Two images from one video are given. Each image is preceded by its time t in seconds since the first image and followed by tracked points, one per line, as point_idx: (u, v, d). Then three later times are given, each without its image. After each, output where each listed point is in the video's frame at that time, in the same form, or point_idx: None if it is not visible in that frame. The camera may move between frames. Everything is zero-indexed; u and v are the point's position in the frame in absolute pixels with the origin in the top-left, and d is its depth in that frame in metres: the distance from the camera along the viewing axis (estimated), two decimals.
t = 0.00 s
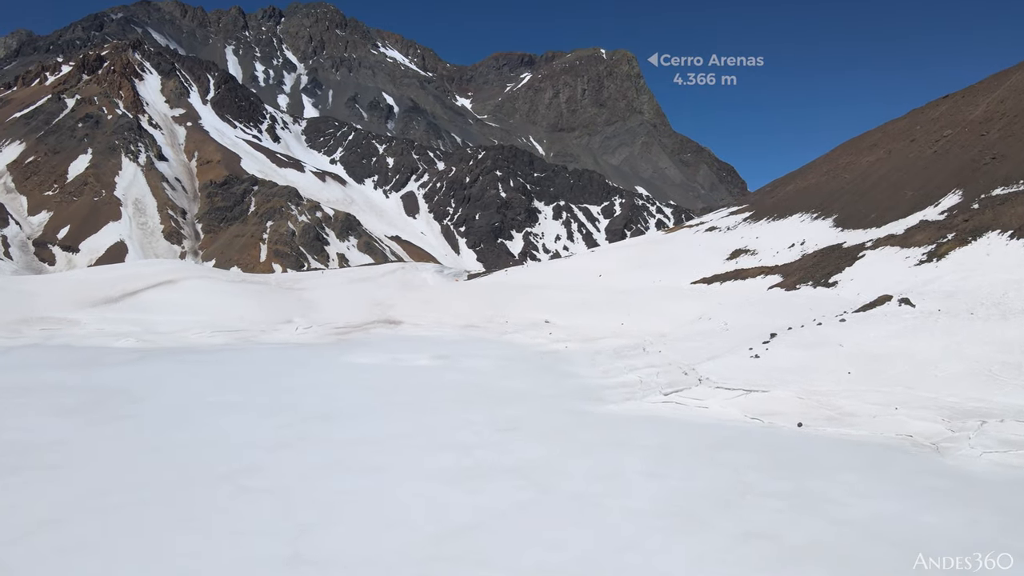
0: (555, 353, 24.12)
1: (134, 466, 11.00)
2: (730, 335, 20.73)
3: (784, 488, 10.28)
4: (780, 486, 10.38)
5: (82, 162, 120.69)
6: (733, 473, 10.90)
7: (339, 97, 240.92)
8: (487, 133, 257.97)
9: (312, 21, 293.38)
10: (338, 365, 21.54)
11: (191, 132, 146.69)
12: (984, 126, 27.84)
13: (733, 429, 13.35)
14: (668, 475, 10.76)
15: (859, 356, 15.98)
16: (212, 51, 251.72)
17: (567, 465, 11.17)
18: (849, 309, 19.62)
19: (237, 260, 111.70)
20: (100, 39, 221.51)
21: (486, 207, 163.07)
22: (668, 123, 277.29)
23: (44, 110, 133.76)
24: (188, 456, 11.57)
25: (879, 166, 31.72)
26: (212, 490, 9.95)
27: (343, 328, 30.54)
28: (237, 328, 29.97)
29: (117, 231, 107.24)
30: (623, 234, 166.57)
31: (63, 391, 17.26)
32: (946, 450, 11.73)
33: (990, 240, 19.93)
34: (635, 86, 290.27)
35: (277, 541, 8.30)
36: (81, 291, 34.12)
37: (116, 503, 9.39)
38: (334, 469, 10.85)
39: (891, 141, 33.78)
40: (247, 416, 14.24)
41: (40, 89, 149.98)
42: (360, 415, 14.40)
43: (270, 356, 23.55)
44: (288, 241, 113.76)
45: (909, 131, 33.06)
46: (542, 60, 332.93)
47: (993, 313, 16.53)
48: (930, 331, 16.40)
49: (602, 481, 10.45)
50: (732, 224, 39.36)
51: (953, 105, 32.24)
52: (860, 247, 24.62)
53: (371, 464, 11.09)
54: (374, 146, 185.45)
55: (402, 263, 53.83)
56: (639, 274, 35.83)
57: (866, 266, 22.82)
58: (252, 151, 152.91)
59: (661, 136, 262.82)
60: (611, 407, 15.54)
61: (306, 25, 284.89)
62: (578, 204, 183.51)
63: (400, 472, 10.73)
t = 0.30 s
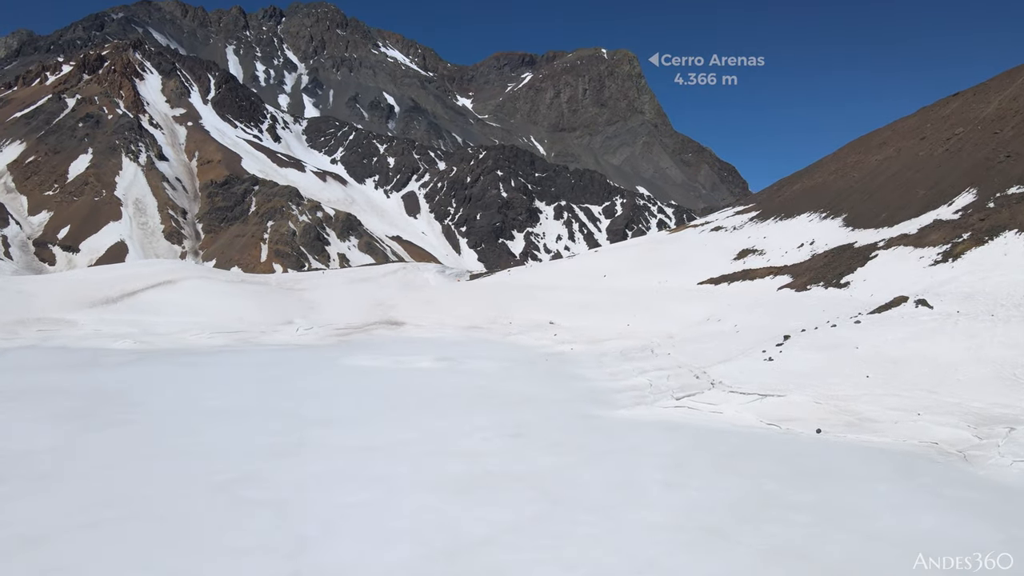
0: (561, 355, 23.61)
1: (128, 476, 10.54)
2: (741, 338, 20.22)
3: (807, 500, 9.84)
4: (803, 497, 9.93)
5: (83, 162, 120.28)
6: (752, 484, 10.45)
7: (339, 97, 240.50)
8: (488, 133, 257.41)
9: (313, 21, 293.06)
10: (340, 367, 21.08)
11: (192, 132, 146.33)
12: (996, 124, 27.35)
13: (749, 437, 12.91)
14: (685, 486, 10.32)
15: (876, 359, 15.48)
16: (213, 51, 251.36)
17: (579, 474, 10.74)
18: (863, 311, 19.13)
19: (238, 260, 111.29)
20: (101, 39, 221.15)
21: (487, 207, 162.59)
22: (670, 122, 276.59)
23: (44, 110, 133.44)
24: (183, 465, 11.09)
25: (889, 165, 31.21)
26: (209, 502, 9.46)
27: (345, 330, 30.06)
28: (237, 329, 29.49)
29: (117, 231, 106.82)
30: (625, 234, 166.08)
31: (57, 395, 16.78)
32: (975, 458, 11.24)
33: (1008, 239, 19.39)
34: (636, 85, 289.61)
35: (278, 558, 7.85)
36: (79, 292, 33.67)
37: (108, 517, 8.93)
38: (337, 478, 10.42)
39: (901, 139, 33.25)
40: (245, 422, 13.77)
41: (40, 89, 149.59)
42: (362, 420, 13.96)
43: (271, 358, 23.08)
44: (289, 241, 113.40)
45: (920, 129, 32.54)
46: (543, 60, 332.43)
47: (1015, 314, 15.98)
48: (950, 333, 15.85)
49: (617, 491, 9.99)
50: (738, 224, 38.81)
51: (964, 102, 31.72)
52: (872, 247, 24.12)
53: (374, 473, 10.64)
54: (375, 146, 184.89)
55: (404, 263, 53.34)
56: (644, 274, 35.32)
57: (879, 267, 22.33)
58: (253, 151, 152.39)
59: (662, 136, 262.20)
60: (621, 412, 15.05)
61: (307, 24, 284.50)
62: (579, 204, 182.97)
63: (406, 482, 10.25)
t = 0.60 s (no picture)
0: (568, 357, 23.08)
1: (119, 488, 10.01)
2: (754, 340, 19.68)
3: (838, 514, 9.31)
4: (834, 511, 9.39)
5: (83, 161, 119.88)
6: (777, 496, 9.94)
7: (340, 97, 240.10)
8: (490, 133, 256.78)
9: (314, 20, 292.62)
10: (343, 369, 20.60)
11: (193, 131, 145.99)
12: (1011, 121, 26.80)
13: (770, 445, 12.39)
14: (707, 498, 9.79)
15: (898, 363, 14.90)
16: (214, 50, 251.00)
17: (595, 485, 10.24)
18: (880, 312, 18.57)
19: (239, 260, 110.84)
20: (102, 39, 220.81)
21: (488, 207, 162.14)
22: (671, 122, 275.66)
23: (45, 110, 133.13)
24: (178, 475, 10.58)
25: (900, 163, 30.68)
26: (202, 516, 8.95)
27: (346, 331, 29.54)
28: (237, 331, 29.00)
29: (118, 231, 106.38)
30: (626, 235, 165.44)
31: (51, 398, 16.28)
32: (1005, 468, 10.72)
33: None
34: (637, 85, 289.00)
35: None
36: (77, 292, 33.21)
37: (96, 533, 8.41)
38: (340, 490, 9.91)
39: (912, 137, 32.68)
40: (244, 428, 13.28)
41: (41, 88, 149.26)
42: (366, 426, 13.46)
43: (271, 361, 22.50)
44: (290, 241, 112.93)
45: (931, 126, 32.00)
46: (544, 59, 331.67)
47: None
48: (974, 335, 15.23)
49: (636, 504, 9.47)
50: (745, 223, 38.23)
51: (976, 100, 31.20)
52: (886, 247, 23.55)
53: (379, 485, 10.12)
54: (376, 146, 184.28)
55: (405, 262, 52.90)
56: (650, 275, 34.81)
57: (893, 267, 21.78)
58: (253, 151, 151.90)
59: (664, 136, 261.38)
60: (634, 417, 14.54)
61: (308, 24, 284.04)
62: (580, 204, 182.25)
63: (412, 495, 9.72)
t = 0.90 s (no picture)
0: (575, 359, 22.60)
1: (113, 499, 9.57)
2: (767, 342, 19.17)
3: (868, 528, 8.78)
4: (864, 525, 8.90)
5: (84, 161, 119.45)
6: (801, 508, 9.48)
7: (341, 96, 239.69)
8: (491, 133, 256.29)
9: (314, 20, 292.18)
10: (344, 372, 20.13)
11: (194, 131, 145.64)
12: None
13: (790, 452, 11.88)
14: (730, 512, 9.27)
15: (920, 367, 14.35)
16: (215, 50, 250.55)
17: (614, 495, 9.77)
18: (898, 313, 18.03)
19: (240, 260, 110.40)
20: (103, 38, 220.37)
21: (489, 207, 161.60)
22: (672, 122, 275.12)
23: (45, 109, 132.72)
24: (174, 485, 10.11)
25: (911, 161, 30.19)
26: (200, 529, 8.49)
27: (348, 332, 29.07)
28: (236, 332, 28.52)
29: (118, 231, 105.99)
30: (627, 235, 165.00)
31: (44, 402, 15.81)
32: None
33: None
34: (639, 85, 288.49)
35: None
36: (75, 293, 32.73)
37: (86, 550, 7.93)
38: (345, 501, 9.44)
39: (923, 135, 32.12)
40: (243, 435, 12.83)
41: (42, 88, 148.94)
42: (370, 431, 13.04)
43: (272, 364, 22.01)
44: (291, 241, 112.36)
45: (942, 124, 31.50)
46: (545, 59, 331.10)
47: None
48: (997, 338, 14.69)
49: (654, 518, 8.98)
50: (752, 223, 37.69)
51: (988, 97, 30.71)
52: (901, 246, 23.02)
53: (384, 495, 9.64)
54: (377, 146, 183.86)
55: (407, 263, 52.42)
56: (656, 275, 34.32)
57: (907, 268, 21.28)
58: (254, 151, 151.47)
59: (665, 135, 260.75)
60: (647, 423, 14.02)
61: (309, 24, 283.61)
62: (581, 204, 181.67)
63: (420, 507, 9.23)
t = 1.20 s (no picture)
0: (581, 361, 22.08)
1: (102, 512, 9.09)
2: (780, 344, 18.63)
3: (899, 541, 8.32)
4: (893, 538, 8.43)
5: (84, 161, 118.99)
6: (825, 518, 9.06)
7: (342, 96, 239.36)
8: (492, 132, 255.80)
9: (315, 20, 292.00)
10: (345, 374, 19.68)
11: (194, 131, 145.36)
12: None
13: (812, 460, 11.42)
14: (754, 525, 8.77)
15: (943, 371, 13.85)
16: (216, 50, 250.22)
17: (629, 508, 9.28)
18: (915, 315, 17.51)
19: (241, 260, 109.89)
20: (104, 37, 219.91)
21: (490, 207, 161.01)
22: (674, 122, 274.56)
23: (46, 109, 132.36)
24: (168, 497, 9.60)
25: (922, 159, 29.70)
26: (194, 547, 7.99)
27: (349, 334, 28.59)
28: (236, 333, 28.01)
29: (118, 231, 105.61)
30: (629, 235, 164.40)
31: (37, 406, 15.36)
32: None
33: None
34: (640, 85, 287.97)
35: None
36: (73, 293, 32.27)
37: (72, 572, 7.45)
38: (348, 513, 8.97)
39: (933, 134, 31.62)
40: (243, 441, 12.38)
41: (43, 88, 148.67)
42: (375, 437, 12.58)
43: (272, 366, 21.57)
44: (291, 241, 111.74)
45: (954, 121, 31.00)
46: (546, 59, 330.65)
47: None
48: (1021, 340, 14.17)
49: (673, 532, 8.50)
50: (758, 222, 37.14)
51: (1000, 94, 30.24)
52: (915, 246, 22.53)
53: (388, 508, 9.17)
54: (378, 145, 183.44)
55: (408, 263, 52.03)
56: (662, 275, 33.82)
57: (921, 268, 20.77)
58: (255, 150, 151.08)
59: (666, 135, 260.32)
60: (660, 428, 13.57)
61: (309, 24, 283.57)
62: (582, 204, 181.07)
63: (429, 521, 8.73)
